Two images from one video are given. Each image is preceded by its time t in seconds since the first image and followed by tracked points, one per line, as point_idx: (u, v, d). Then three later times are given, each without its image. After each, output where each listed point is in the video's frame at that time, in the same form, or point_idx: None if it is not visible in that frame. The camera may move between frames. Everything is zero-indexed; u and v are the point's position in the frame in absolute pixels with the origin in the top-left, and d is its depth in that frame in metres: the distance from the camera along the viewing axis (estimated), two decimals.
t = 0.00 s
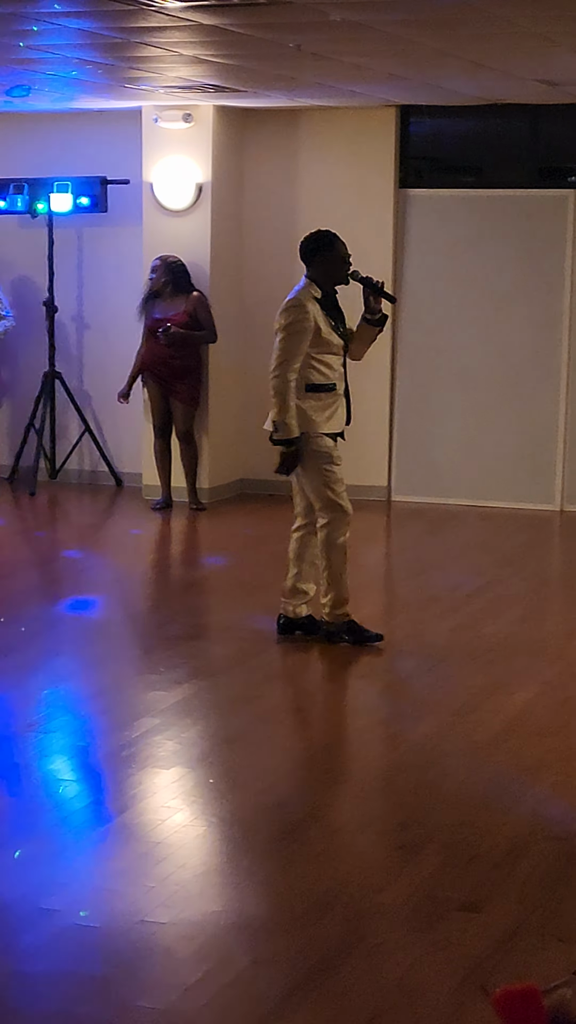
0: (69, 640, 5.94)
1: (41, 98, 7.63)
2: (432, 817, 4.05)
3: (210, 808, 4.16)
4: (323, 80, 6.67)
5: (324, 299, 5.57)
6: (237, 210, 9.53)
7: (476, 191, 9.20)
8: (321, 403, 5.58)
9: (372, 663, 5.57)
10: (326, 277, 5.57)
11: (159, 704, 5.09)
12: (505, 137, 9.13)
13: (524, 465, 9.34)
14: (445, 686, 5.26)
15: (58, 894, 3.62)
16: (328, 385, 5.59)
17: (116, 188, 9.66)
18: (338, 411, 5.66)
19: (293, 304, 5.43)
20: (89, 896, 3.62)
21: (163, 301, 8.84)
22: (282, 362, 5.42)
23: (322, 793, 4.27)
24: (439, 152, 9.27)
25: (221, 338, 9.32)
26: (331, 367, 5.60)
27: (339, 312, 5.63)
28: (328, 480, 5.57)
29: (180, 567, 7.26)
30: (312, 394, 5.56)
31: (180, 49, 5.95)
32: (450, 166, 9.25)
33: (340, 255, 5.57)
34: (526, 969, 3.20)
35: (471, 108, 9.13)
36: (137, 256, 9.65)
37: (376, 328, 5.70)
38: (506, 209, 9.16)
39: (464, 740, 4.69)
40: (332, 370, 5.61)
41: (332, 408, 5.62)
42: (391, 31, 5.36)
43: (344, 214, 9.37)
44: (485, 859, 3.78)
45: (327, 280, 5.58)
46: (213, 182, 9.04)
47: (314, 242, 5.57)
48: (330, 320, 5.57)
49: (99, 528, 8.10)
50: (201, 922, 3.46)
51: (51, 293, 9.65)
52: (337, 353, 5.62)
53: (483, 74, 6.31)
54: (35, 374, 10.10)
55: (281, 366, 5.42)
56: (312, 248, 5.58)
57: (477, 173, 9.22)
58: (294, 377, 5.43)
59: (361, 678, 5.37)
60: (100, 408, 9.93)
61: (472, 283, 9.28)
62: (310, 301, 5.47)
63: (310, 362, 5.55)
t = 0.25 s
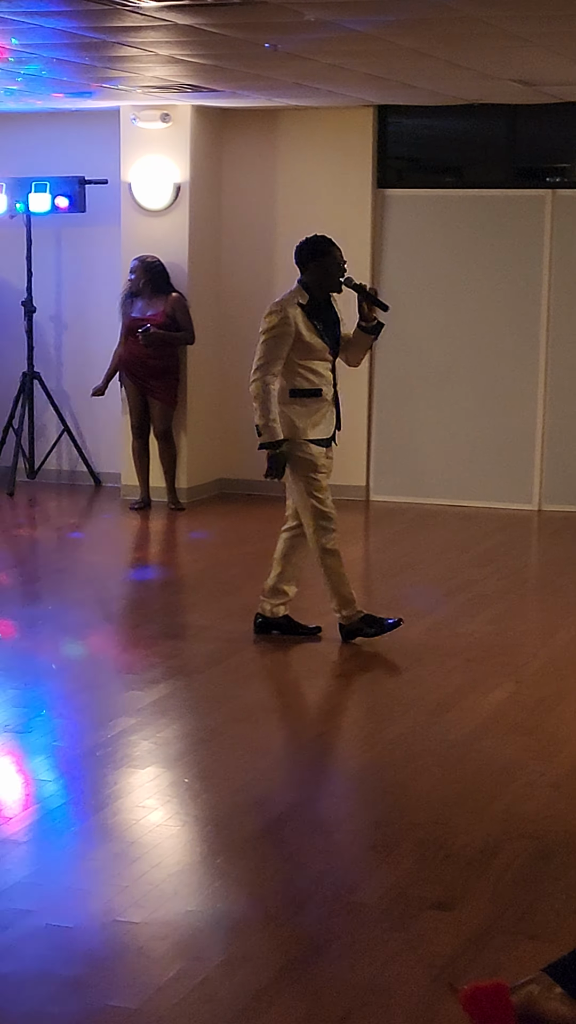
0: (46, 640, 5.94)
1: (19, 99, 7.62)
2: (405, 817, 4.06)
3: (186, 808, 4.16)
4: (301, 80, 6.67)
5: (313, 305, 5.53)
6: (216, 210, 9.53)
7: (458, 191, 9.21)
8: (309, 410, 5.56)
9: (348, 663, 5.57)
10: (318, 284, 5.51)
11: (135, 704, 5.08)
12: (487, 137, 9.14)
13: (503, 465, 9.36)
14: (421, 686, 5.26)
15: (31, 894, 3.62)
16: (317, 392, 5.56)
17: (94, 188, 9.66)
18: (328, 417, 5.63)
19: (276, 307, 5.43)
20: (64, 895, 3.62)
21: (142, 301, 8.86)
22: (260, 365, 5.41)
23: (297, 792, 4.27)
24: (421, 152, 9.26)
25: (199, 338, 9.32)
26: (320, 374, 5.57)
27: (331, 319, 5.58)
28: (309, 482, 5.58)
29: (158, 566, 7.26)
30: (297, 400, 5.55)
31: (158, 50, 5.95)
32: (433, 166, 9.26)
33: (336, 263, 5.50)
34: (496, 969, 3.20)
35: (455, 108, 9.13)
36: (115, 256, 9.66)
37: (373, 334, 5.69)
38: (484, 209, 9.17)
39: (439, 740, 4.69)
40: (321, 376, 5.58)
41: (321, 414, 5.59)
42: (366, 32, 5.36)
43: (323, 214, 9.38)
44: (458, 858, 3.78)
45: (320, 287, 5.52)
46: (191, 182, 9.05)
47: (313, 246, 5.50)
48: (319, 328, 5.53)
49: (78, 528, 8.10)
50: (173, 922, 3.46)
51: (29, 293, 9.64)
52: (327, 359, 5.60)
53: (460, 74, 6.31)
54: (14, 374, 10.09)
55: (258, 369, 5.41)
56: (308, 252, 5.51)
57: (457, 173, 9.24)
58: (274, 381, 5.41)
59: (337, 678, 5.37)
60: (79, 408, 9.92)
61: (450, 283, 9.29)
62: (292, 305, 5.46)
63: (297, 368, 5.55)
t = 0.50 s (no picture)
0: (30, 640, 5.93)
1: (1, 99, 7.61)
2: (390, 816, 4.06)
3: (170, 808, 4.16)
4: (283, 80, 6.67)
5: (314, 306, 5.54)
6: (199, 211, 9.53)
7: (442, 192, 9.21)
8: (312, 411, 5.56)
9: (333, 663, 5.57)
10: (318, 285, 5.51)
11: (119, 704, 5.08)
12: (469, 138, 9.13)
13: (486, 465, 9.37)
14: (406, 685, 5.27)
15: (16, 894, 3.62)
16: (319, 392, 5.56)
17: (77, 188, 9.65)
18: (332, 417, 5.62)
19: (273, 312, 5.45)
20: (47, 896, 3.61)
21: (124, 301, 8.84)
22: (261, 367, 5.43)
23: (281, 792, 4.27)
24: (403, 152, 9.25)
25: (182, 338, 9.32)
26: (322, 374, 5.57)
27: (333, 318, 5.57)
28: (319, 485, 5.55)
29: (142, 566, 7.26)
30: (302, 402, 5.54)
31: (141, 49, 5.94)
32: (415, 167, 9.26)
33: (333, 262, 5.48)
34: (482, 969, 3.20)
35: (433, 109, 9.11)
36: (98, 257, 9.66)
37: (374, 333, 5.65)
38: (468, 210, 9.18)
39: (423, 739, 4.69)
40: (325, 375, 5.58)
41: (324, 415, 5.59)
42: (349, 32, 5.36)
43: (306, 214, 9.37)
44: (442, 859, 3.78)
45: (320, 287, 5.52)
46: (174, 182, 9.04)
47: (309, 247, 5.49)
48: (321, 328, 5.53)
49: (62, 528, 8.10)
50: (158, 921, 3.46)
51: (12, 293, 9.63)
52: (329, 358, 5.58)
53: (444, 73, 6.31)
54: None
55: (261, 371, 5.43)
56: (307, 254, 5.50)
57: (442, 174, 9.22)
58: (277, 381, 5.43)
59: (322, 678, 5.37)
60: (63, 408, 9.91)
61: (434, 284, 9.29)
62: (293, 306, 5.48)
63: (299, 369, 5.54)
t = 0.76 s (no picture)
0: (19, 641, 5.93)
1: None
2: (380, 817, 4.06)
3: (160, 808, 4.16)
4: (269, 80, 6.65)
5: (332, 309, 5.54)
6: (186, 211, 9.52)
7: (428, 192, 9.22)
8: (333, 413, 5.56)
9: (322, 663, 5.58)
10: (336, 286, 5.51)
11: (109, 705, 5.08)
12: (455, 138, 9.14)
13: (474, 465, 9.38)
14: (395, 686, 5.27)
15: (6, 895, 3.62)
16: (339, 394, 5.56)
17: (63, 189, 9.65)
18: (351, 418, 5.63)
19: (295, 317, 5.41)
20: (37, 897, 3.61)
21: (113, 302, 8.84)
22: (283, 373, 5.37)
23: (272, 793, 4.27)
24: (391, 152, 9.24)
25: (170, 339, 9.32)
26: (341, 376, 5.57)
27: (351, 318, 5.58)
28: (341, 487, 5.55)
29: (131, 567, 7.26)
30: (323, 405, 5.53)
31: (127, 49, 5.93)
32: (402, 167, 9.25)
33: (349, 263, 5.49)
34: (473, 969, 3.21)
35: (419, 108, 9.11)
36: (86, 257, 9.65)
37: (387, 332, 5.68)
38: (455, 210, 9.18)
39: (413, 740, 4.70)
40: (343, 377, 5.58)
41: (345, 417, 5.59)
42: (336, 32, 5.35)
43: (293, 215, 9.37)
44: (433, 859, 3.79)
45: (339, 288, 5.52)
46: (162, 182, 9.04)
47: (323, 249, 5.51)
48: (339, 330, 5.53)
49: (49, 529, 8.09)
50: (149, 922, 3.46)
51: None
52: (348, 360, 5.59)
53: (432, 74, 6.30)
54: None
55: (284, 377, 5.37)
56: (324, 255, 5.50)
57: (429, 174, 9.23)
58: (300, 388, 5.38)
59: (311, 678, 5.38)
60: (50, 408, 9.90)
61: (421, 285, 9.30)
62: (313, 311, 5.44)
63: (319, 372, 5.53)
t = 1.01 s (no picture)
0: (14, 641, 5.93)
1: None
2: (378, 816, 4.06)
3: (156, 808, 4.17)
4: (260, 79, 6.62)
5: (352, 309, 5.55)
6: (179, 212, 9.52)
7: (420, 192, 9.21)
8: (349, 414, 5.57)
9: (317, 663, 5.58)
10: (353, 287, 5.53)
11: (105, 705, 5.09)
12: (447, 138, 9.13)
13: (466, 466, 9.38)
14: (390, 686, 5.28)
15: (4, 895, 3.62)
16: (356, 396, 5.57)
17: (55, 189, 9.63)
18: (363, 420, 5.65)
19: (325, 317, 5.42)
20: (34, 898, 3.61)
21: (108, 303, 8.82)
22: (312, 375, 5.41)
23: (269, 793, 4.28)
24: (383, 152, 9.24)
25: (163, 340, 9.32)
26: (359, 377, 5.58)
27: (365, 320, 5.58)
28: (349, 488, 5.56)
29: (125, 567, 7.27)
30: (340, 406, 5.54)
31: (120, 49, 5.92)
32: (394, 167, 9.25)
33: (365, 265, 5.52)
34: (472, 969, 3.21)
35: (411, 109, 9.10)
36: (78, 257, 9.65)
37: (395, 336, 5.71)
38: (447, 210, 9.18)
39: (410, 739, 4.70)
40: (359, 379, 5.58)
41: (359, 419, 5.60)
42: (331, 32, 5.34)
43: (285, 215, 9.38)
44: (431, 859, 3.79)
45: (356, 289, 5.53)
46: (154, 182, 9.04)
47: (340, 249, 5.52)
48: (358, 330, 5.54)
49: (43, 530, 8.09)
50: (149, 921, 3.46)
51: None
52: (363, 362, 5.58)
53: (426, 73, 6.29)
54: None
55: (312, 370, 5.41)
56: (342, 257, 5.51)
57: (420, 174, 9.22)
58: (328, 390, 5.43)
59: (308, 678, 5.39)
60: (42, 408, 9.89)
61: (414, 285, 9.29)
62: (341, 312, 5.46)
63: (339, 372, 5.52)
